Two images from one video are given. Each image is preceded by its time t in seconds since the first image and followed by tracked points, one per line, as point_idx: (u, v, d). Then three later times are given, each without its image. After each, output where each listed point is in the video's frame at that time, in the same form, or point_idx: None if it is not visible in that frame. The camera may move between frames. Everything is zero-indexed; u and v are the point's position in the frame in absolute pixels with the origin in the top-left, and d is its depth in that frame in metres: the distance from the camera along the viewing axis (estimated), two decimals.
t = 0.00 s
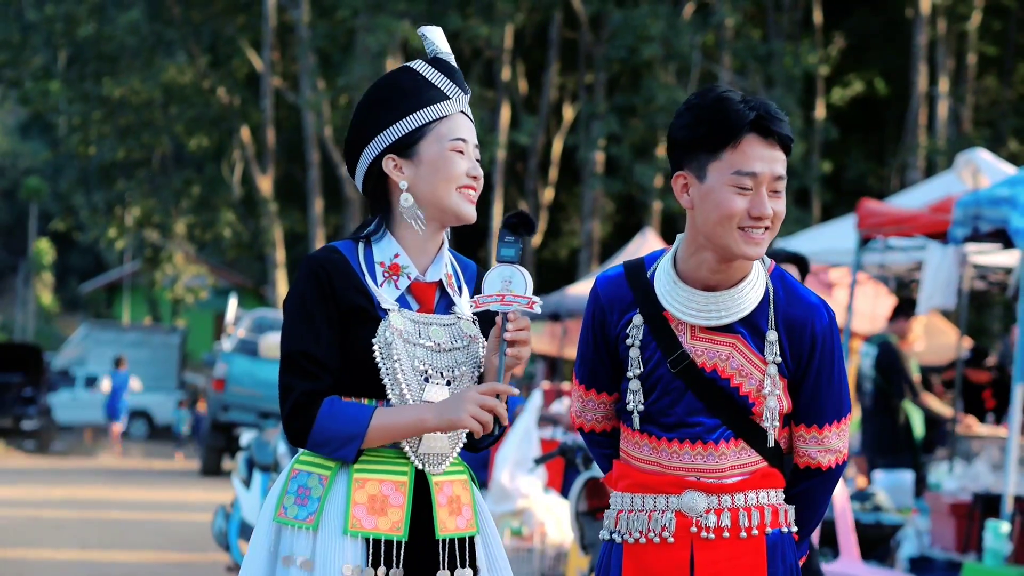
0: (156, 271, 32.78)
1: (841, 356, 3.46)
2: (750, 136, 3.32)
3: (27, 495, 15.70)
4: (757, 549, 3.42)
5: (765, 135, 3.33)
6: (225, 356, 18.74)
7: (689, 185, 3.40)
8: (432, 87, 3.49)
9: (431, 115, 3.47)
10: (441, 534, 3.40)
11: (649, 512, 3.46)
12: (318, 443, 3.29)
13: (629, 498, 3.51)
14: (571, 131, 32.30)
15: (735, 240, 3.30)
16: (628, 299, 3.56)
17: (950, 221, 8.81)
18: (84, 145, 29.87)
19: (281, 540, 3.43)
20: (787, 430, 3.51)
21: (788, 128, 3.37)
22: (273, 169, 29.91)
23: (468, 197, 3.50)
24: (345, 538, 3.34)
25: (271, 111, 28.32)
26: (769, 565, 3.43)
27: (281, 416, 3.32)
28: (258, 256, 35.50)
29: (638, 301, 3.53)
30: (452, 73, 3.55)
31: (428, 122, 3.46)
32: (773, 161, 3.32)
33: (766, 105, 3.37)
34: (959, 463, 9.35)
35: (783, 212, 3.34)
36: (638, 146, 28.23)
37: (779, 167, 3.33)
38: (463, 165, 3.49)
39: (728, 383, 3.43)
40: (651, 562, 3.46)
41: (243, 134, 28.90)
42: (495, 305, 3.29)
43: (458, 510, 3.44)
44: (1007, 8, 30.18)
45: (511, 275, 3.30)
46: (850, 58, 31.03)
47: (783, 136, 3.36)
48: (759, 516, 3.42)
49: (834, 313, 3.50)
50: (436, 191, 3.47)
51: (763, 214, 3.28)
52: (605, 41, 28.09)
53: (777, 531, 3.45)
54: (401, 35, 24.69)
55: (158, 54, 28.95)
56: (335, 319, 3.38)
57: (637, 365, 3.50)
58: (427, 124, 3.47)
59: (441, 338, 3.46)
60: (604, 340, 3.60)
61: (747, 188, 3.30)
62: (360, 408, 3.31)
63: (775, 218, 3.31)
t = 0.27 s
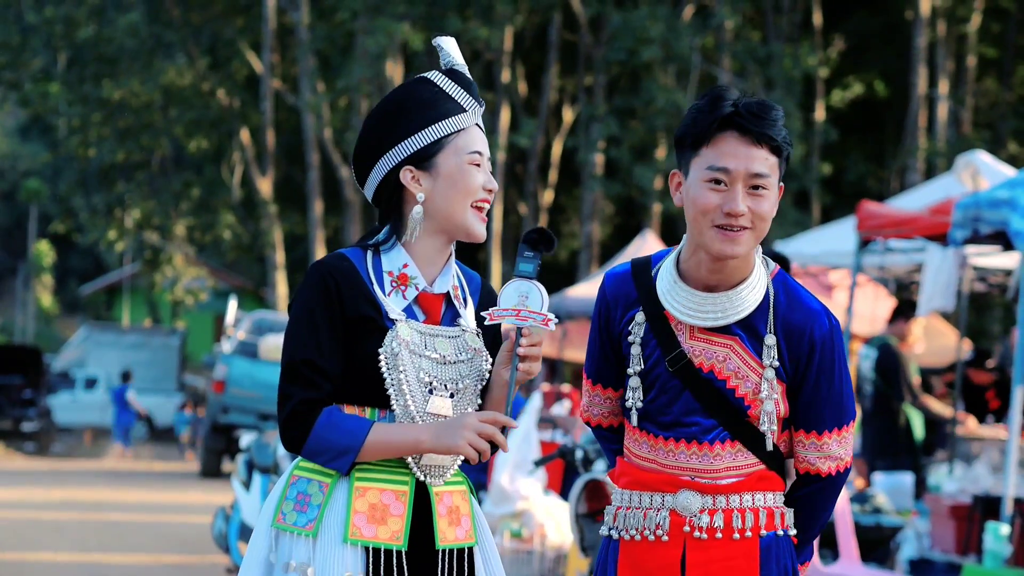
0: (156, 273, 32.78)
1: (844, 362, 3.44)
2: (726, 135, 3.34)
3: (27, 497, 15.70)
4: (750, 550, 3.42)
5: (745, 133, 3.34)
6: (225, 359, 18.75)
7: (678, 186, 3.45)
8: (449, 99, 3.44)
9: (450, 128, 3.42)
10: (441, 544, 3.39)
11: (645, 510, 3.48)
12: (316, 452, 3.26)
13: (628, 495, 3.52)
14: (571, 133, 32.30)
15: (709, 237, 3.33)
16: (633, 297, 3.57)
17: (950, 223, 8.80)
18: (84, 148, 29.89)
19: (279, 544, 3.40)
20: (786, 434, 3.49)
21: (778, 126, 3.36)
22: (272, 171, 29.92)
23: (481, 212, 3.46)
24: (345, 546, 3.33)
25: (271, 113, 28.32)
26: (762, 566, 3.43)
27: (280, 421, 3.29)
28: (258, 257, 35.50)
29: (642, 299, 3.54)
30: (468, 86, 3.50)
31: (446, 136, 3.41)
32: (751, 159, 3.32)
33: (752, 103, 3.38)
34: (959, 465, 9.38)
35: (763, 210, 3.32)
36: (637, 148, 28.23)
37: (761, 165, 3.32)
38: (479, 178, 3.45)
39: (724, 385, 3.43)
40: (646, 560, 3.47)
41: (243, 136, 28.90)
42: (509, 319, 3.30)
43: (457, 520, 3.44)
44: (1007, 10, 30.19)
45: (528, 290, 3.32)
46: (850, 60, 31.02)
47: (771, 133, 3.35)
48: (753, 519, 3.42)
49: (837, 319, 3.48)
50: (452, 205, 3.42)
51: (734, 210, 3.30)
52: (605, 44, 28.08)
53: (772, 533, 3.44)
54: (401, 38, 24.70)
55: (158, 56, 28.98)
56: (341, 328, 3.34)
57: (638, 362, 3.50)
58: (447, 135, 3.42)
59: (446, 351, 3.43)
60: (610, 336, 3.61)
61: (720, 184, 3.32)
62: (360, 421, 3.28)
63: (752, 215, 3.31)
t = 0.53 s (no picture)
0: (156, 274, 32.79)
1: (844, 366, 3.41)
2: (721, 138, 3.35)
3: (27, 498, 15.70)
4: (745, 551, 3.40)
5: (740, 135, 3.33)
6: (225, 360, 18.75)
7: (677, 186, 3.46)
8: (457, 105, 3.41)
9: (459, 135, 3.38)
10: (442, 549, 3.37)
11: (644, 508, 3.50)
12: (313, 457, 3.23)
13: (632, 493, 3.55)
14: (571, 135, 32.30)
15: (702, 240, 3.34)
16: (635, 296, 3.59)
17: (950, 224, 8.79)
18: (84, 149, 29.92)
19: (280, 549, 3.38)
20: (787, 437, 3.47)
21: (773, 127, 3.35)
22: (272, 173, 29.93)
23: (489, 221, 3.42)
24: (346, 551, 3.30)
25: (271, 114, 28.32)
26: (756, 567, 3.40)
27: (278, 425, 3.26)
28: (259, 259, 35.51)
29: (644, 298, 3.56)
30: (474, 92, 3.46)
31: (455, 142, 3.38)
32: (745, 160, 3.31)
33: (748, 105, 3.38)
34: (959, 467, 9.38)
35: (757, 211, 3.32)
36: (637, 150, 28.22)
37: (755, 167, 3.32)
38: (489, 184, 3.40)
39: (719, 384, 3.43)
40: (643, 559, 3.49)
41: (243, 137, 28.91)
42: (548, 336, 3.21)
43: (459, 526, 3.42)
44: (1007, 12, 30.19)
45: (567, 308, 3.25)
46: (851, 61, 31.02)
47: (766, 134, 3.34)
48: (750, 520, 3.41)
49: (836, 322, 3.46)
50: (461, 213, 3.38)
51: (726, 212, 3.30)
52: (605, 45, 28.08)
53: (768, 536, 3.42)
54: (401, 39, 24.72)
55: (159, 58, 29.02)
56: (343, 334, 3.31)
57: (638, 358, 3.53)
58: (457, 141, 3.38)
59: (451, 357, 3.41)
60: (621, 343, 3.61)
61: (713, 185, 3.32)
62: (359, 427, 3.24)
63: (746, 216, 3.30)
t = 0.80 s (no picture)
0: (157, 276, 32.80)
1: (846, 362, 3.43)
2: (718, 132, 3.38)
3: (28, 500, 15.71)
4: (753, 551, 3.41)
5: (737, 130, 3.37)
6: (226, 362, 18.76)
7: (675, 183, 3.49)
8: (470, 106, 3.41)
9: (467, 135, 3.38)
10: (445, 546, 3.35)
11: (648, 512, 3.47)
12: (310, 454, 3.24)
13: (633, 499, 3.51)
14: (572, 136, 32.31)
15: (700, 234, 3.37)
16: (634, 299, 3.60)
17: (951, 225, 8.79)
18: (85, 150, 29.93)
19: (284, 545, 3.37)
20: (791, 434, 3.48)
21: (770, 121, 3.39)
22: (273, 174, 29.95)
23: (495, 220, 3.43)
24: (349, 547, 3.30)
25: (271, 116, 28.33)
26: (764, 566, 3.41)
27: (274, 420, 3.26)
28: (259, 260, 35.53)
29: (643, 298, 3.56)
30: (487, 93, 3.47)
31: (466, 142, 3.37)
32: (741, 155, 3.36)
33: (745, 101, 3.42)
34: (960, 468, 9.38)
35: (754, 205, 3.35)
36: (638, 151, 28.22)
37: (751, 161, 3.35)
38: (496, 186, 3.40)
39: (726, 380, 3.43)
40: (648, 562, 3.47)
41: (244, 139, 28.93)
42: (595, 352, 3.10)
43: (461, 523, 3.39)
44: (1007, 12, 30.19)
45: (613, 324, 3.12)
46: (850, 62, 31.03)
47: (763, 128, 3.38)
48: (757, 519, 3.41)
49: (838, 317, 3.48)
50: (467, 213, 3.38)
51: (723, 205, 3.33)
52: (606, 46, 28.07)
53: (774, 535, 3.43)
54: (401, 40, 24.73)
55: (159, 59, 29.05)
56: (344, 330, 3.30)
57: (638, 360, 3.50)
58: (466, 142, 3.38)
59: (453, 355, 3.39)
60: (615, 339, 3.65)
61: (710, 179, 3.36)
62: (354, 425, 3.23)
63: (744, 209, 3.34)
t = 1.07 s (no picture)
0: (159, 275, 32.82)
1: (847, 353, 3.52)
2: (713, 127, 3.40)
3: (30, 498, 15.71)
4: (762, 547, 3.45)
5: (731, 125, 3.40)
6: (228, 360, 18.78)
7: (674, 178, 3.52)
8: (477, 95, 3.40)
9: (472, 127, 3.37)
10: (452, 535, 3.35)
11: (655, 511, 3.47)
12: (307, 442, 3.22)
13: (635, 499, 3.51)
14: (574, 135, 32.31)
15: (697, 229, 3.40)
16: (636, 297, 3.65)
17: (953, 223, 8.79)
18: (87, 149, 29.94)
19: (291, 538, 3.37)
20: (795, 430, 3.54)
21: (766, 114, 3.41)
22: (275, 173, 29.96)
23: (498, 210, 3.43)
24: (357, 538, 3.28)
25: (273, 115, 28.32)
26: (773, 566, 3.46)
27: (272, 408, 3.25)
28: (260, 259, 35.56)
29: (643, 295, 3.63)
30: (496, 84, 3.47)
31: (472, 132, 3.37)
32: (736, 150, 3.37)
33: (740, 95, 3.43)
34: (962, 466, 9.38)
35: (750, 199, 3.37)
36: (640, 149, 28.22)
37: (746, 154, 3.37)
38: (500, 178, 3.41)
39: (736, 373, 3.46)
40: (657, 560, 3.47)
41: (246, 138, 28.93)
42: (640, 344, 3.22)
43: (468, 510, 3.39)
44: (1010, 12, 30.18)
45: (659, 318, 3.28)
46: (852, 61, 31.01)
47: (757, 122, 3.40)
48: (765, 516, 3.44)
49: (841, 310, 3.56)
50: (469, 203, 3.38)
51: (718, 199, 3.35)
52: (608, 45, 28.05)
53: (783, 532, 3.48)
54: (403, 40, 24.75)
55: (161, 58, 29.07)
56: (347, 318, 3.30)
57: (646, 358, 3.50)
58: (470, 133, 3.37)
59: (456, 342, 3.39)
60: (608, 335, 3.71)
61: (706, 175, 3.39)
62: (351, 416, 3.22)
63: (739, 203, 3.35)
